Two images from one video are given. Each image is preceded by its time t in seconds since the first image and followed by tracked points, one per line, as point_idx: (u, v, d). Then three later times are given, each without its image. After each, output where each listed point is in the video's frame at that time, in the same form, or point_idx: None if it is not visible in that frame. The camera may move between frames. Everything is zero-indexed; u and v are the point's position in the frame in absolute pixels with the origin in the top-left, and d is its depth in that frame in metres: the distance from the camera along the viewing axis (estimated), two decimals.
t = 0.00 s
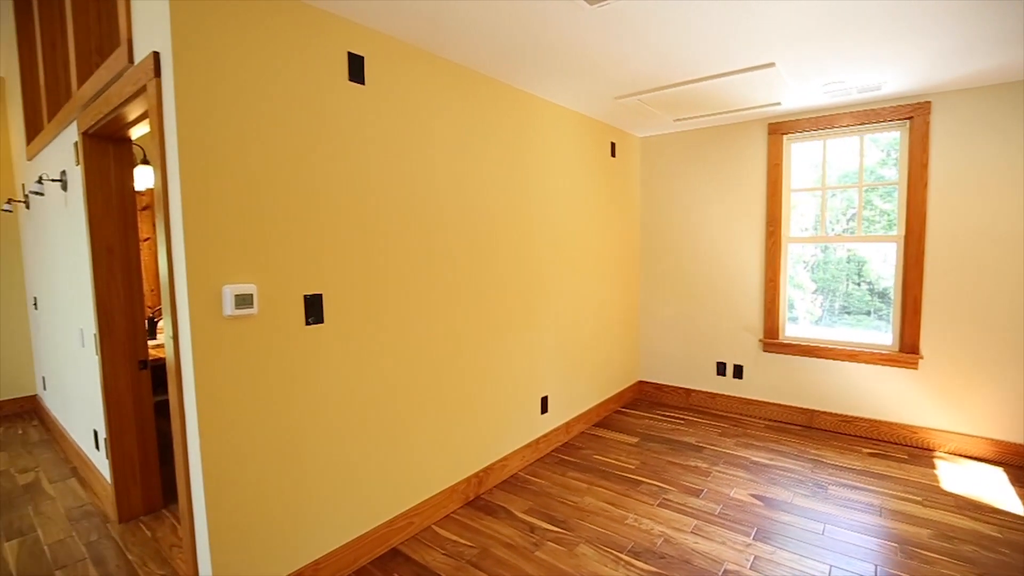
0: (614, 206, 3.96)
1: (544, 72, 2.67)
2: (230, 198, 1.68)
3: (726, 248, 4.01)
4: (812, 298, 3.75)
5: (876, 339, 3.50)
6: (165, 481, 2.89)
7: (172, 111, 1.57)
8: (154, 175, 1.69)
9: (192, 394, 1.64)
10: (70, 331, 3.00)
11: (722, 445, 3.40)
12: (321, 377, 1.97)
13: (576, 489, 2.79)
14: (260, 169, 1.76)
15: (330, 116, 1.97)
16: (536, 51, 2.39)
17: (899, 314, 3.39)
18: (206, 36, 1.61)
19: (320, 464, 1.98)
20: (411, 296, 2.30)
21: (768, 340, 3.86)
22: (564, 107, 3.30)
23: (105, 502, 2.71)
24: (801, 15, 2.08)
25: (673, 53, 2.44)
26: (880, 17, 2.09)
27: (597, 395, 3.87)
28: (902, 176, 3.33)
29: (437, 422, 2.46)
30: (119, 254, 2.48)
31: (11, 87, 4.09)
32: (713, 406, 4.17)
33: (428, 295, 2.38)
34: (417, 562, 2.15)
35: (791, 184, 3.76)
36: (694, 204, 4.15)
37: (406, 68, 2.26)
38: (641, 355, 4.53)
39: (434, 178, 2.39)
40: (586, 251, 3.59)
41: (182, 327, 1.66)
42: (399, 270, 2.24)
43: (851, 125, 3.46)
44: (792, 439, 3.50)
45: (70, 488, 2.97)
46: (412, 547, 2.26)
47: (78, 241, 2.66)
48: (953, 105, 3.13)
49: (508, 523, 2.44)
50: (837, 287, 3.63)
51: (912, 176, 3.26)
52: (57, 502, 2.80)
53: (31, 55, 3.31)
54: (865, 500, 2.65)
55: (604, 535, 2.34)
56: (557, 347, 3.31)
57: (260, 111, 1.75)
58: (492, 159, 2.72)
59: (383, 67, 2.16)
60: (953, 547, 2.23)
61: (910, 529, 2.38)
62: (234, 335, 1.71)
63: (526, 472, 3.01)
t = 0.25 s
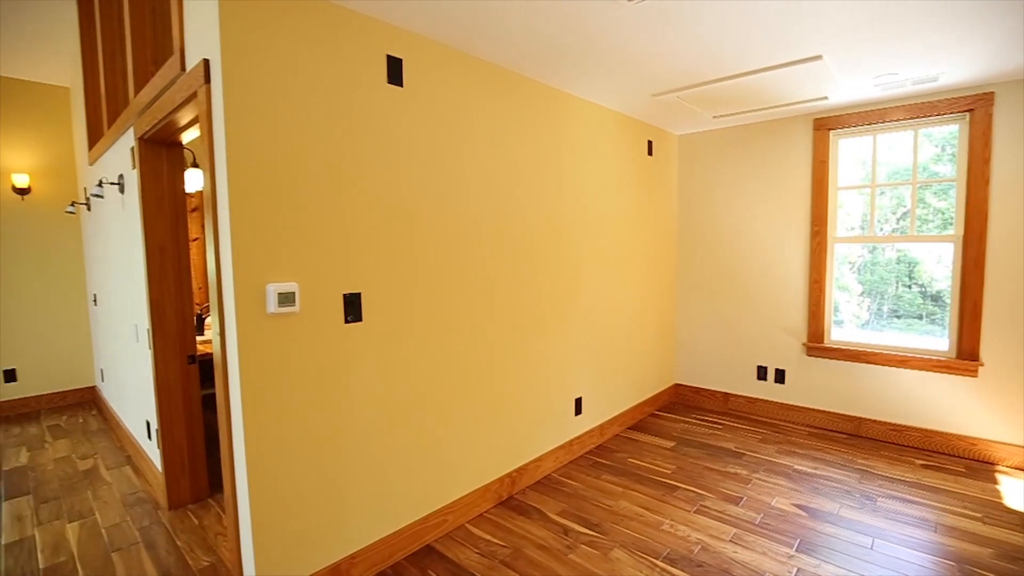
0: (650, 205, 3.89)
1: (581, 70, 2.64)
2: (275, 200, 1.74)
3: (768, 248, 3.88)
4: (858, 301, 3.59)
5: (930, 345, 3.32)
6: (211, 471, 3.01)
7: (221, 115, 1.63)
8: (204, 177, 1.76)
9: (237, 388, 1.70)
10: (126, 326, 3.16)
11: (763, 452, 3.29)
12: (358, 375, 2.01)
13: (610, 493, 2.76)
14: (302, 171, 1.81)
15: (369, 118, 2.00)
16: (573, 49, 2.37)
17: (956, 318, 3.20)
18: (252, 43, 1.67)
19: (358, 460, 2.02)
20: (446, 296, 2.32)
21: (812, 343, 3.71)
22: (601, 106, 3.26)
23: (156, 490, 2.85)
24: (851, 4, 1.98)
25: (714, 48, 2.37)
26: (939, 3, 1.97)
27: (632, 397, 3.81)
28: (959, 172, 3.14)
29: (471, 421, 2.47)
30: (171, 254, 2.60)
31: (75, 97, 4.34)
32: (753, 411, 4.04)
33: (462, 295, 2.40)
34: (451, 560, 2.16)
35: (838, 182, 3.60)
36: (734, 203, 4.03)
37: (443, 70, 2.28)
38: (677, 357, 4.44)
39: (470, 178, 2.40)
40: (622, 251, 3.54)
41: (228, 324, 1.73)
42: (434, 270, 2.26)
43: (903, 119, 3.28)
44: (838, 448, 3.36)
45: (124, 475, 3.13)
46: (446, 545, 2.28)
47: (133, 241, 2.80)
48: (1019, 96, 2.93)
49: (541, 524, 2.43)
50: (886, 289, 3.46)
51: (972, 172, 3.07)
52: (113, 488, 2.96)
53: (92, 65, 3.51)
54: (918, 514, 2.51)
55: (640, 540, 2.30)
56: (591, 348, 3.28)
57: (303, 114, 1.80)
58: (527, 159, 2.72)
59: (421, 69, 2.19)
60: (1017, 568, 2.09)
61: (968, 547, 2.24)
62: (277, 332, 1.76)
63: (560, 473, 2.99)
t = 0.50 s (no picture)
0: (685, 204, 3.81)
1: (614, 68, 2.60)
2: (312, 200, 1.77)
3: (808, 248, 3.74)
4: (904, 303, 3.43)
5: (984, 350, 3.13)
6: (250, 465, 3.10)
7: (261, 119, 1.68)
8: (245, 180, 1.81)
9: (276, 385, 1.74)
10: (171, 324, 3.29)
11: (803, 460, 3.18)
12: (392, 373, 2.03)
13: (643, 497, 2.71)
14: (339, 172, 1.84)
15: (403, 120, 2.02)
16: (607, 47, 2.33)
17: (1014, 322, 3.01)
18: (291, 47, 1.70)
19: (391, 457, 2.04)
20: (477, 296, 2.32)
21: (856, 348, 3.56)
22: (634, 104, 3.21)
23: (199, 482, 2.95)
24: None
25: (752, 42, 2.30)
26: None
27: (665, 400, 3.73)
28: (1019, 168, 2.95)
29: (501, 421, 2.47)
30: (214, 254, 2.69)
31: (126, 104, 4.55)
32: (792, 417, 3.91)
33: (494, 295, 2.40)
34: (481, 560, 2.17)
35: (884, 179, 3.44)
36: (772, 202, 3.90)
37: (476, 70, 2.28)
38: (712, 360, 4.33)
39: (502, 178, 2.40)
40: (655, 251, 3.48)
41: (267, 322, 1.77)
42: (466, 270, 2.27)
43: (957, 112, 3.11)
44: (884, 457, 3.21)
45: (169, 466, 3.26)
46: (477, 544, 2.28)
47: (179, 241, 2.91)
48: None
49: (572, 527, 2.41)
50: (933, 292, 3.30)
51: None
52: (159, 478, 3.08)
53: (142, 74, 3.67)
54: (972, 530, 2.37)
55: (673, 547, 2.25)
56: (624, 349, 3.23)
57: (339, 116, 1.83)
58: (560, 158, 2.69)
59: (454, 70, 2.19)
60: None
61: None
62: (314, 330, 1.80)
63: (591, 476, 2.96)
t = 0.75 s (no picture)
0: (730, 202, 3.68)
1: (659, 62, 2.53)
2: (356, 200, 1.80)
3: (864, 248, 3.54)
4: (968, 308, 3.20)
5: None
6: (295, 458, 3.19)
7: (308, 121, 1.71)
8: (292, 180, 1.85)
9: (320, 380, 1.78)
10: (222, 320, 3.43)
11: (858, 471, 3.01)
12: (432, 372, 2.03)
13: (685, 504, 2.63)
14: (381, 172, 1.86)
15: (445, 119, 2.02)
16: (651, 41, 2.27)
17: None
18: (336, 50, 1.73)
19: (430, 456, 2.05)
20: (517, 295, 2.30)
21: (916, 353, 3.35)
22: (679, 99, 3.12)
23: (246, 472, 3.05)
24: None
25: (806, 30, 2.18)
26: None
27: (708, 404, 3.62)
28: None
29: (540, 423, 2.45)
30: (262, 253, 2.77)
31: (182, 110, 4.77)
32: (845, 426, 3.71)
33: (534, 295, 2.37)
34: (520, 561, 2.15)
35: (950, 174, 3.22)
36: (825, 199, 3.72)
37: (517, 68, 2.26)
38: (759, 364, 4.17)
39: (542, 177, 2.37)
40: (699, 251, 3.37)
41: (312, 319, 1.81)
42: (506, 269, 2.25)
43: None
44: (948, 471, 3.00)
45: (220, 457, 3.40)
46: (515, 545, 2.27)
47: (229, 241, 3.02)
48: None
49: (612, 532, 2.36)
50: (1001, 295, 3.07)
51: None
52: (210, 468, 3.21)
53: (197, 80, 3.84)
54: None
55: (718, 557, 2.17)
56: (666, 352, 3.14)
57: (382, 117, 1.85)
58: (601, 156, 2.64)
59: (495, 68, 2.18)
60: None
61: None
62: (357, 328, 1.82)
63: (631, 480, 2.89)
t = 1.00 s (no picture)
0: (774, 200, 3.54)
1: (700, 55, 2.45)
2: (392, 197, 1.80)
3: (920, 247, 3.35)
4: None
5: None
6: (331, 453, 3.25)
7: (346, 120, 1.73)
8: (330, 178, 1.88)
9: (356, 377, 1.79)
10: (263, 317, 3.52)
11: (912, 483, 2.83)
12: (466, 370, 2.02)
13: (725, 512, 2.53)
14: (418, 170, 1.86)
15: (481, 116, 2.01)
16: (692, 33, 2.20)
17: None
18: (374, 48, 1.74)
19: (464, 454, 2.04)
20: (552, 294, 2.27)
21: (978, 360, 3.14)
22: (721, 93, 3.01)
23: (285, 466, 3.13)
24: None
25: (858, 16, 2.07)
26: None
27: (749, 409, 3.49)
28: None
29: (575, 424, 2.40)
30: (301, 251, 2.83)
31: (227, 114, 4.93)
32: (898, 435, 3.51)
33: (570, 294, 2.33)
34: (553, 564, 2.11)
35: (1017, 168, 3.00)
36: (876, 196, 3.53)
37: (554, 63, 2.23)
38: (803, 369, 4.00)
39: (579, 174, 2.33)
40: (740, 250, 3.25)
41: (349, 315, 1.82)
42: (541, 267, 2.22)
43: None
44: (1013, 487, 2.80)
45: (260, 449, 3.49)
46: (549, 548, 2.24)
47: (270, 240, 3.10)
48: None
49: (648, 538, 2.29)
50: None
51: None
52: (251, 460, 3.31)
53: (241, 85, 3.96)
54: None
55: (760, 568, 2.08)
56: (705, 354, 3.05)
57: (419, 114, 1.85)
58: (640, 152, 2.58)
59: (532, 64, 2.15)
60: None
61: None
62: (392, 325, 1.83)
63: (668, 486, 2.81)
